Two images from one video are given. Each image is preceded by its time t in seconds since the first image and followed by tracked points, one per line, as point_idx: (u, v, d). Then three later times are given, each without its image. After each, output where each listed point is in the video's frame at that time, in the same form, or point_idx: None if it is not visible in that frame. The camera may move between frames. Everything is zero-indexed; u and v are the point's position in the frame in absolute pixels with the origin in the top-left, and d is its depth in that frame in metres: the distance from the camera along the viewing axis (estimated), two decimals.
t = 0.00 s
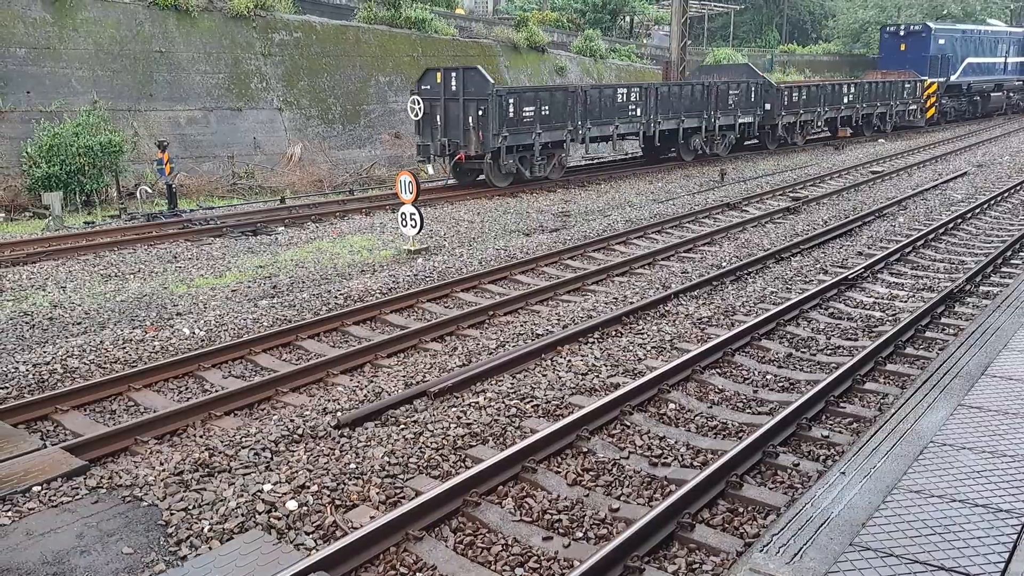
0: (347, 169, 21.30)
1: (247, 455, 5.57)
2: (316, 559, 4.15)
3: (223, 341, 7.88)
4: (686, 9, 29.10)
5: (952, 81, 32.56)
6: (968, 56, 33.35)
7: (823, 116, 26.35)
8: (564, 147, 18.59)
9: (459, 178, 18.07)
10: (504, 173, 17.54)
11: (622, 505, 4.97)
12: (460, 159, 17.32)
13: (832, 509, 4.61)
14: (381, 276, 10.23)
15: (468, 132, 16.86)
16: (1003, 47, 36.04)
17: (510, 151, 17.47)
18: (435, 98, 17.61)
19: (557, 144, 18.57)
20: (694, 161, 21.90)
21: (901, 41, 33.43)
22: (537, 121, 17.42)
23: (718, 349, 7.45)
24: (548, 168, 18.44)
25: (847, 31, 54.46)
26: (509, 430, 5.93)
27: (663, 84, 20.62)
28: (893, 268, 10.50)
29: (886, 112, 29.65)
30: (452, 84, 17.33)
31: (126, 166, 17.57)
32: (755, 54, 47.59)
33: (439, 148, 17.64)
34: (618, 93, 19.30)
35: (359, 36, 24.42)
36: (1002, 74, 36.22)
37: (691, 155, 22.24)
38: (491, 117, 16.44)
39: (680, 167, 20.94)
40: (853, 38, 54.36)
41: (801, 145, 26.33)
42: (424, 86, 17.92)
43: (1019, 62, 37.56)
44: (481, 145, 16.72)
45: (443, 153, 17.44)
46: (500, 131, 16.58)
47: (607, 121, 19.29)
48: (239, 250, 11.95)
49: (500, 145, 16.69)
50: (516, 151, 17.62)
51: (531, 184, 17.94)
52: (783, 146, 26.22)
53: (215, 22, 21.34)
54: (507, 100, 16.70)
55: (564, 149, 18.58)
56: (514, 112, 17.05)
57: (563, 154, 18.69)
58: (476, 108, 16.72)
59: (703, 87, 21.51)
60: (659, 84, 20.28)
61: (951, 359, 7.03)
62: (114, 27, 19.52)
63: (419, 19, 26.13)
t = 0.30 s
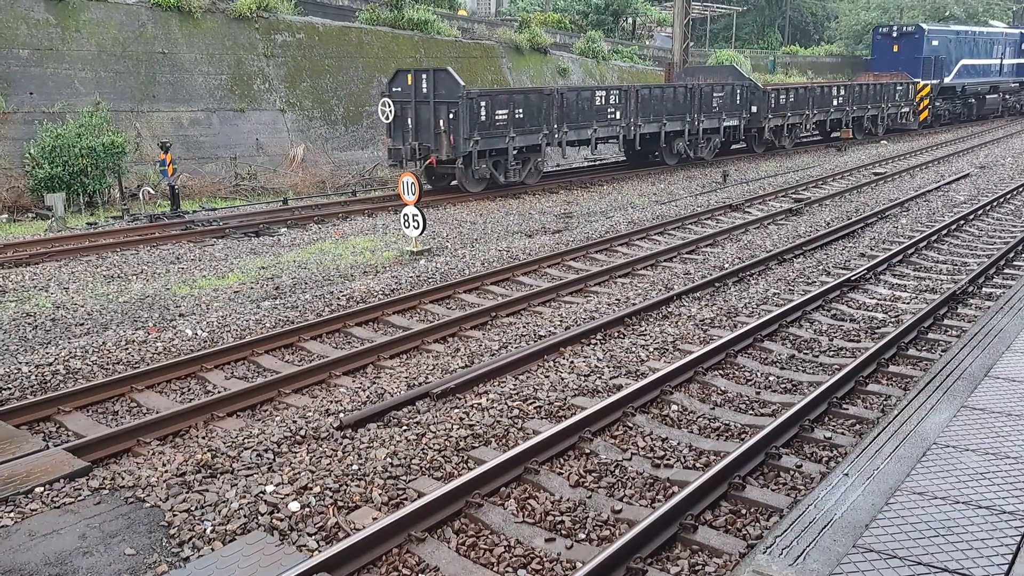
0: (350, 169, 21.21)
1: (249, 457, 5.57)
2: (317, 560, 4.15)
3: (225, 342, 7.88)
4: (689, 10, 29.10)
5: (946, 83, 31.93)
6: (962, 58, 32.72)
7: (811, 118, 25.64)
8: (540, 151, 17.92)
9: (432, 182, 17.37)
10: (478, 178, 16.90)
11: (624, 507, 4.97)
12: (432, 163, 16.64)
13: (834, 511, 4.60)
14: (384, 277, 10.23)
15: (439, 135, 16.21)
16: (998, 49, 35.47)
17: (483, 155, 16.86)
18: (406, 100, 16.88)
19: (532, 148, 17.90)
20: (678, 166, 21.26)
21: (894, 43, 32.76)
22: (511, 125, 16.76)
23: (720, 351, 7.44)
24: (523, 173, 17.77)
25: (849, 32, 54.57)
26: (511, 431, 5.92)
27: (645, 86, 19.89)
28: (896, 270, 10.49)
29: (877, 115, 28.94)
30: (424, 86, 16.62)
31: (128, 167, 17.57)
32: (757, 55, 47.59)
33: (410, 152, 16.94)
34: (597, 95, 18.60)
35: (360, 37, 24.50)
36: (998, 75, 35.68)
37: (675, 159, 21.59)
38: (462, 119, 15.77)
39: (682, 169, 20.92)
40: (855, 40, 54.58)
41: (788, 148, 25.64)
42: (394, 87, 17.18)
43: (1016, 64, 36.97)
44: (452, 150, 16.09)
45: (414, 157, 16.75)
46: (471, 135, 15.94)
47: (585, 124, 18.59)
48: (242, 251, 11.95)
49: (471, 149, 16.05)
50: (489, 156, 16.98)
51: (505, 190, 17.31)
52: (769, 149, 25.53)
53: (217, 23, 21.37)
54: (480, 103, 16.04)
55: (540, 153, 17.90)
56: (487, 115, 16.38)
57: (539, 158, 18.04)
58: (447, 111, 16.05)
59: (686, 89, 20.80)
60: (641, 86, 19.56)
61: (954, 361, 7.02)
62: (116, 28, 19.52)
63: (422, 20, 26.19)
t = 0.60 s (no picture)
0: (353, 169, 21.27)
1: (252, 457, 5.57)
2: (321, 561, 4.14)
3: (229, 343, 7.89)
4: (692, 12, 29.09)
5: (940, 85, 31.34)
6: (958, 59, 32.21)
7: (800, 122, 25.03)
8: (514, 156, 17.39)
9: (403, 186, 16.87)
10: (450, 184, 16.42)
11: (627, 508, 4.96)
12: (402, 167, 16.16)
13: (838, 513, 4.59)
14: (387, 278, 10.24)
15: (409, 139, 15.72)
16: (994, 50, 34.97)
17: (455, 160, 16.38)
18: (375, 102, 16.41)
19: (506, 152, 17.40)
20: (661, 169, 20.68)
21: (887, 44, 32.18)
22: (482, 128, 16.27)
23: (723, 352, 7.44)
24: (497, 178, 17.26)
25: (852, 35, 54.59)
26: (514, 432, 5.92)
27: (625, 88, 19.31)
28: (899, 271, 10.48)
29: (869, 117, 28.35)
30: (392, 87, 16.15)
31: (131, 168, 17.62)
32: (759, 56, 47.63)
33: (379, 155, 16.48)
34: (574, 98, 18.06)
35: (363, 38, 24.57)
36: (995, 78, 35.10)
37: (658, 163, 21.00)
38: (430, 123, 15.27)
39: (686, 170, 20.90)
40: (858, 41, 54.70)
41: (776, 151, 25.08)
42: (364, 90, 16.72)
43: (1014, 65, 36.26)
44: (422, 153, 15.59)
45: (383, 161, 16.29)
46: (441, 138, 15.46)
47: (561, 128, 18.06)
48: (245, 251, 11.96)
49: (441, 153, 15.56)
50: (461, 160, 16.50)
51: (478, 195, 16.79)
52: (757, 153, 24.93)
53: (220, 23, 21.38)
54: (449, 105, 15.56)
55: (514, 158, 17.38)
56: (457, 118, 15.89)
57: (513, 163, 17.53)
58: (415, 113, 15.54)
59: (668, 91, 20.22)
60: (622, 88, 19.01)
61: (957, 363, 7.01)
62: (119, 28, 19.56)
63: (425, 22, 26.25)
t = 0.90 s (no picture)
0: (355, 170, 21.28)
1: (254, 459, 5.57)
2: (324, 563, 4.14)
3: (231, 343, 7.90)
4: (694, 13, 29.05)
5: (933, 88, 30.51)
6: (952, 61, 31.65)
7: (788, 125, 24.39)
8: (486, 159, 16.59)
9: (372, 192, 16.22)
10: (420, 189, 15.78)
11: (630, 510, 4.96)
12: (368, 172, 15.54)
13: (840, 514, 4.59)
14: (390, 279, 10.25)
15: (375, 142, 15.13)
16: (990, 52, 34.21)
17: (424, 163, 15.72)
18: (341, 104, 15.80)
19: (479, 156, 16.64)
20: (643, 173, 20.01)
21: (879, 45, 31.35)
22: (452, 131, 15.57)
23: (726, 354, 7.43)
24: (470, 183, 16.48)
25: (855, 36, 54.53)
26: (517, 434, 5.91)
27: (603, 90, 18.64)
28: (902, 272, 10.47)
29: (860, 120, 27.46)
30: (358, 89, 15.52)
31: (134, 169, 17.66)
32: (762, 57, 47.73)
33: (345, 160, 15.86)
34: (549, 100, 17.35)
35: (366, 39, 24.62)
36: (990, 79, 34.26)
37: (640, 167, 20.33)
38: (395, 126, 14.71)
39: (690, 171, 20.89)
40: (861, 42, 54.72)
41: (763, 155, 24.48)
42: (330, 91, 16.10)
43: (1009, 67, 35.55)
44: (388, 158, 14.98)
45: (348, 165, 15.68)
46: (408, 142, 14.84)
47: (536, 131, 17.31)
48: (248, 252, 11.99)
49: (408, 157, 14.93)
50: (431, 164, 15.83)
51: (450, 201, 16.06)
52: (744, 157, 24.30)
53: (224, 24, 21.39)
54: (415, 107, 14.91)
55: (487, 162, 16.61)
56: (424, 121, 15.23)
57: (486, 168, 16.76)
58: (381, 116, 14.99)
59: (649, 93, 19.53)
60: (599, 90, 18.32)
61: (960, 364, 7.00)
62: (122, 29, 19.57)
63: (428, 22, 26.29)
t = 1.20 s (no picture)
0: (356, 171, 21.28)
1: (257, 460, 5.58)
2: (327, 564, 4.13)
3: (234, 345, 7.90)
4: (697, 14, 28.98)
5: (926, 90, 29.32)
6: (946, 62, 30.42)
7: (774, 128, 23.67)
8: (455, 164, 16.09)
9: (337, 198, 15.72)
10: (385, 195, 15.38)
11: (633, 511, 4.95)
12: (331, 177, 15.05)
13: (843, 516, 4.58)
14: (393, 280, 10.25)
15: (337, 147, 14.64)
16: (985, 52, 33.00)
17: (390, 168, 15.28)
18: (303, 107, 15.29)
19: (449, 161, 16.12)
20: (622, 178, 19.35)
21: (870, 46, 30.12)
22: (418, 135, 15.08)
23: (728, 355, 7.42)
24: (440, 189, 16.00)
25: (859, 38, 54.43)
26: (520, 435, 5.91)
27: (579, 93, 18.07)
28: (905, 274, 10.45)
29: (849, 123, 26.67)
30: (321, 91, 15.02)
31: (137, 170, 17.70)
32: (766, 59, 47.80)
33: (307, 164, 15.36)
34: (522, 103, 16.80)
35: (369, 41, 24.62)
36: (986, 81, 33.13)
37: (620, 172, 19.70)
38: (357, 131, 14.23)
39: (693, 173, 20.90)
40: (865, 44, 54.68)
41: (749, 159, 23.64)
42: (293, 94, 15.59)
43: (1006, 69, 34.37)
44: (351, 163, 14.51)
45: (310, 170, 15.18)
46: (371, 147, 14.37)
47: (508, 136, 16.78)
48: (251, 254, 12.00)
49: (371, 162, 14.47)
50: (398, 169, 15.36)
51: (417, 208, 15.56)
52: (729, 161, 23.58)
53: (227, 26, 21.40)
54: (379, 111, 14.42)
55: (456, 167, 16.07)
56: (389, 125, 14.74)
57: (455, 173, 16.22)
58: (343, 120, 14.51)
59: (628, 95, 18.88)
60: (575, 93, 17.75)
61: (963, 366, 6.99)
62: (126, 31, 19.58)
63: (431, 24, 26.29)
